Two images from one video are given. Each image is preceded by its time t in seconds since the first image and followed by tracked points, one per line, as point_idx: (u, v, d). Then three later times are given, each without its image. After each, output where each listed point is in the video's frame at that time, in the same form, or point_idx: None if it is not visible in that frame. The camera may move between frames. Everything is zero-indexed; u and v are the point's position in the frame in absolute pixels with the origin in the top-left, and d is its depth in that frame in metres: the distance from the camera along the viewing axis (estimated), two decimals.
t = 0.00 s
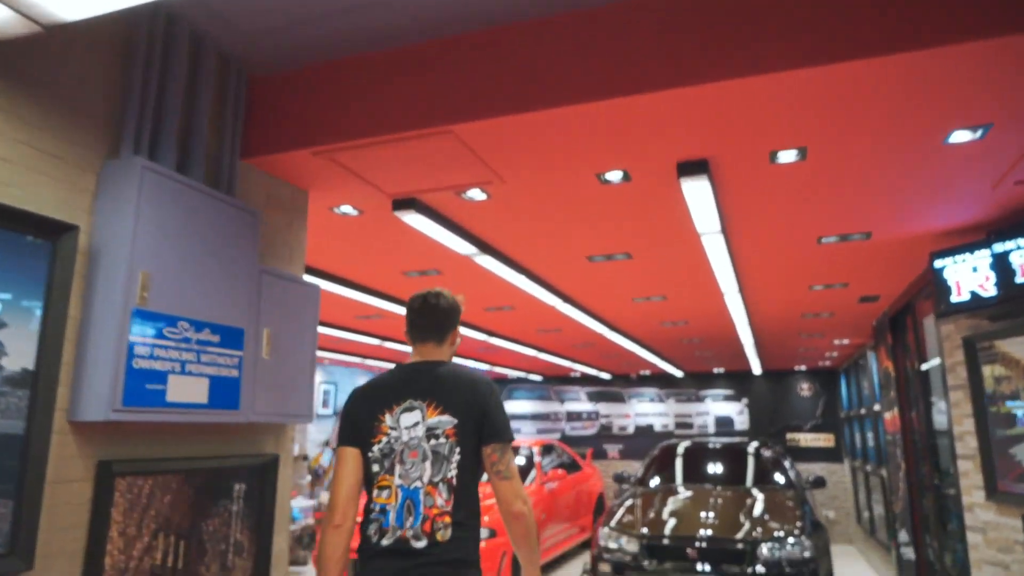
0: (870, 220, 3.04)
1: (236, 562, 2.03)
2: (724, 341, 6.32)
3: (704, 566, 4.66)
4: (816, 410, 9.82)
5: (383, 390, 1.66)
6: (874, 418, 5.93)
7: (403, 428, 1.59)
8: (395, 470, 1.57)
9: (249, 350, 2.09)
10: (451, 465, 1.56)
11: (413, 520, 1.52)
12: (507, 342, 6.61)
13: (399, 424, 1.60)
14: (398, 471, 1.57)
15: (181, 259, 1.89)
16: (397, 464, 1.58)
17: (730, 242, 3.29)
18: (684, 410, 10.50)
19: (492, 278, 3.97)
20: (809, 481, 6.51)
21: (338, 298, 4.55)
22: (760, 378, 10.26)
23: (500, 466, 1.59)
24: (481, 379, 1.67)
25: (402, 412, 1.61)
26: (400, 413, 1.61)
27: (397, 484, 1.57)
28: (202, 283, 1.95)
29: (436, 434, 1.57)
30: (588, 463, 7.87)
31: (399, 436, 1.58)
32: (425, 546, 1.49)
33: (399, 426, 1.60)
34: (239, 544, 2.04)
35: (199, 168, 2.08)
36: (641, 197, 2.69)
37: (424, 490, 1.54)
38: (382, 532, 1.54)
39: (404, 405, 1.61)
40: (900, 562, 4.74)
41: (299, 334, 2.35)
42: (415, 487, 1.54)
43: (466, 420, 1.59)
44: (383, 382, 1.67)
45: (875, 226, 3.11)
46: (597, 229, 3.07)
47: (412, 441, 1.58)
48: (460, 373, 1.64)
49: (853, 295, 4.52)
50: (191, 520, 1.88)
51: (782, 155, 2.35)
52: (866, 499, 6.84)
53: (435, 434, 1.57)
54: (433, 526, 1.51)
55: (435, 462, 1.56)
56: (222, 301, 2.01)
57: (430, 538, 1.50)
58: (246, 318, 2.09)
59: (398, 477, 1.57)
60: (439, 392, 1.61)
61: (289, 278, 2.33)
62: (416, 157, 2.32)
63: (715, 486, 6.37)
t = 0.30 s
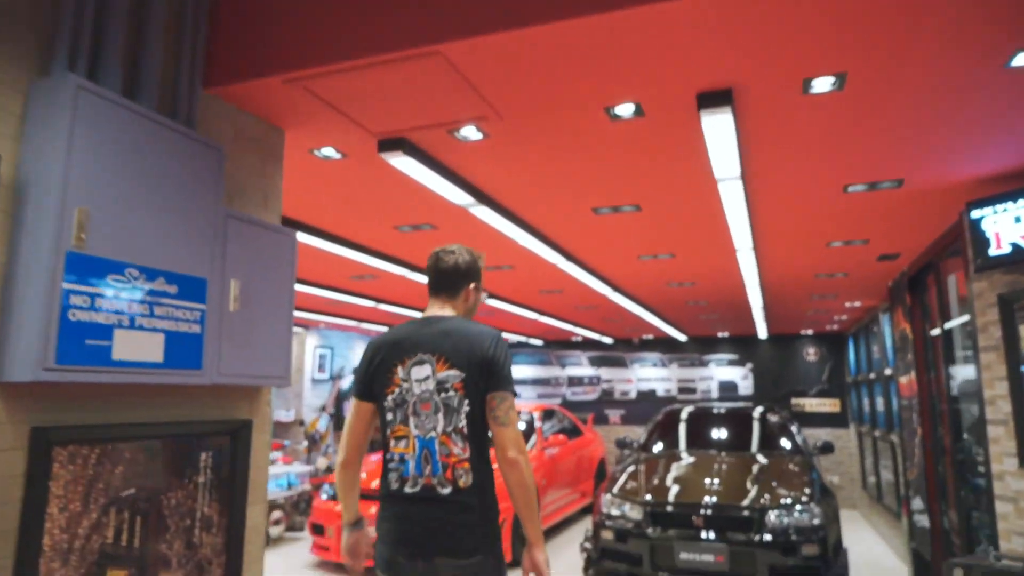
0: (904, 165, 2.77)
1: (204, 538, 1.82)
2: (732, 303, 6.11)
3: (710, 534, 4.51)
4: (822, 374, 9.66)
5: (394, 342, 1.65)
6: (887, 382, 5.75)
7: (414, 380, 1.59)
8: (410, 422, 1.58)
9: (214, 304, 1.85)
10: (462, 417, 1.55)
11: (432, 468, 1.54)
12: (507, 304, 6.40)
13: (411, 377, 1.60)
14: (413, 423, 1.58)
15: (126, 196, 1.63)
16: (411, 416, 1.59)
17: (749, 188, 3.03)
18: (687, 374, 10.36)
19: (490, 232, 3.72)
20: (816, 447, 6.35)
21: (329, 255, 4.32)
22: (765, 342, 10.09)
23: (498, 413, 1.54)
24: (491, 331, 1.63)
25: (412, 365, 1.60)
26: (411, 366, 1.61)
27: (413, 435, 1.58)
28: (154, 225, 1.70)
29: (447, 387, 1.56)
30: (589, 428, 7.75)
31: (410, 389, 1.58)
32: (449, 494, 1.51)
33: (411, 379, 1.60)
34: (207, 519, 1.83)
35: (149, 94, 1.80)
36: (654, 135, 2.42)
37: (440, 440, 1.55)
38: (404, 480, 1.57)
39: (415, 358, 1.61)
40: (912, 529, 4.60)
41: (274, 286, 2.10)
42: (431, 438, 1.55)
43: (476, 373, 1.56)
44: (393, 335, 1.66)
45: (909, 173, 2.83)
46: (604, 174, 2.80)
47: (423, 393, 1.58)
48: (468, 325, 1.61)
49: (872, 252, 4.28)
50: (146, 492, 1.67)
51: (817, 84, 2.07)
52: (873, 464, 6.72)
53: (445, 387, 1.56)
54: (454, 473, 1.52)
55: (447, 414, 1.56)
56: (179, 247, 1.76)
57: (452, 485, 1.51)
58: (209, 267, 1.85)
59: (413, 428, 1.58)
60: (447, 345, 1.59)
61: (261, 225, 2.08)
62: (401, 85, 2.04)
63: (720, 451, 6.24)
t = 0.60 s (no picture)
0: (945, 108, 2.50)
1: (165, 521, 1.66)
2: (740, 267, 5.89)
3: (716, 505, 4.38)
4: (829, 342, 9.47)
5: (427, 318, 1.72)
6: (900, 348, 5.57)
7: (442, 356, 1.65)
8: (433, 395, 1.64)
9: (169, 257, 1.62)
10: (484, 398, 1.60)
11: (453, 441, 1.59)
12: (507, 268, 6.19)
13: (439, 352, 1.66)
14: (437, 396, 1.64)
15: (56, 127, 1.38)
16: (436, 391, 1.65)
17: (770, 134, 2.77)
18: (691, 342, 10.21)
19: (489, 188, 3.47)
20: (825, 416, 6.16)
21: (319, 215, 4.08)
22: (771, 309, 9.90)
23: (514, 398, 1.56)
24: (519, 317, 1.66)
25: (442, 341, 1.66)
26: (441, 342, 1.67)
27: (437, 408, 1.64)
28: (92, 162, 1.45)
29: (470, 368, 1.61)
30: (592, 397, 7.61)
31: (437, 364, 1.64)
32: (470, 468, 1.56)
33: (439, 355, 1.65)
34: (169, 500, 1.67)
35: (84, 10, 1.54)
36: (671, 70, 2.16)
37: (461, 415, 1.60)
38: (427, 449, 1.64)
39: (445, 335, 1.67)
40: (925, 499, 4.47)
41: (243, 239, 1.87)
42: (452, 412, 1.61)
43: (500, 355, 1.61)
44: (428, 311, 1.73)
45: (949, 117, 2.57)
46: (613, 116, 2.55)
47: (449, 370, 1.64)
48: (497, 309, 1.65)
49: (895, 209, 4.04)
50: (91, 474, 1.52)
51: (861, 6, 1.79)
52: (881, 433, 6.59)
53: (469, 367, 1.61)
54: (475, 447, 1.58)
55: (469, 392, 1.61)
56: (125, 189, 1.52)
57: (473, 459, 1.57)
58: (162, 215, 1.60)
59: (436, 402, 1.64)
60: (476, 328, 1.64)
61: (227, 169, 1.83)
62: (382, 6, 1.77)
63: (726, 420, 6.10)
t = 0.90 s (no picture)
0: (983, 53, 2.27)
1: (113, 513, 1.65)
2: (748, 238, 5.69)
3: (720, 484, 4.26)
4: (835, 316, 9.29)
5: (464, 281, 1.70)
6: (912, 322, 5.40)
7: (463, 319, 1.61)
8: (454, 353, 1.61)
9: (110, 213, 1.42)
10: (486, 361, 1.51)
11: (463, 398, 1.54)
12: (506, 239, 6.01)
13: (462, 314, 1.62)
14: (456, 356, 1.61)
15: None
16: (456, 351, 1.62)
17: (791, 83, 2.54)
18: (694, 316, 10.06)
19: (486, 149, 3.26)
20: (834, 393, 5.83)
21: (307, 181, 3.88)
22: (776, 282, 9.71)
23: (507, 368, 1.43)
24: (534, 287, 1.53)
25: (466, 305, 1.63)
26: (467, 305, 1.64)
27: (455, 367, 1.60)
28: (11, 98, 1.24)
29: (478, 333, 1.54)
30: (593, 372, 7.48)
31: (458, 325, 1.62)
32: (473, 425, 1.49)
33: (462, 317, 1.62)
34: (118, 489, 1.67)
35: None
36: (683, 6, 1.94)
37: (469, 374, 1.53)
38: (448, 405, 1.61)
39: (470, 298, 1.63)
40: (938, 477, 4.34)
41: (203, 197, 1.67)
42: (463, 372, 1.55)
43: (506, 322, 1.50)
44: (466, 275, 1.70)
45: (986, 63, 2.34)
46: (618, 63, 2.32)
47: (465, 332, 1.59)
48: (508, 277, 1.55)
49: (916, 174, 3.83)
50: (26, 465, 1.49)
51: None
52: (889, 408, 6.44)
53: (478, 332, 1.54)
54: (479, 405, 1.50)
55: (476, 355, 1.54)
56: (54, 134, 1.31)
57: (477, 417, 1.50)
58: (101, 165, 1.40)
59: (454, 360, 1.60)
60: (490, 291, 1.56)
61: (184, 117, 1.62)
62: None
63: (731, 395, 5.97)
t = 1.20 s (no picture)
0: None
1: (35, 531, 1.41)
2: (755, 219, 5.50)
3: (725, 476, 4.09)
4: (842, 299, 9.09)
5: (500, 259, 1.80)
6: (925, 305, 5.21)
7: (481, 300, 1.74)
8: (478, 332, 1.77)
9: (21, 179, 1.23)
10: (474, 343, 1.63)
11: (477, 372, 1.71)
12: (503, 220, 5.82)
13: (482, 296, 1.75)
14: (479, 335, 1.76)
15: None
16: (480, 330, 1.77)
17: (811, 43, 2.33)
18: (698, 300, 9.89)
19: (479, 118, 3.06)
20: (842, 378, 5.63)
21: (291, 156, 3.67)
22: (781, 265, 9.52)
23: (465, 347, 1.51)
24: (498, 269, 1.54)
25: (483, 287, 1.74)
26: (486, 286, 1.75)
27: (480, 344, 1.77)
28: None
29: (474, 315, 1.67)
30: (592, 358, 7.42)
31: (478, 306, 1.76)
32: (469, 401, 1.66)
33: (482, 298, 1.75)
34: (40, 503, 1.42)
35: None
36: None
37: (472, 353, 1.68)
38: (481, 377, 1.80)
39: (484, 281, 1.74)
40: (953, 468, 4.17)
41: (142, 163, 1.49)
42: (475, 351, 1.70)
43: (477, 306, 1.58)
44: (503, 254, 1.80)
45: None
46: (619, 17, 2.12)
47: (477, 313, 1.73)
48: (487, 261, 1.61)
49: (938, 148, 3.61)
50: None
51: None
52: (898, 394, 6.28)
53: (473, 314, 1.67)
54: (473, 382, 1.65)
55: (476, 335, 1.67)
56: None
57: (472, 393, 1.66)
58: (7, 122, 1.21)
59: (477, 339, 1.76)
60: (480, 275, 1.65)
61: (110, 66, 1.42)
62: None
63: (735, 382, 5.82)
